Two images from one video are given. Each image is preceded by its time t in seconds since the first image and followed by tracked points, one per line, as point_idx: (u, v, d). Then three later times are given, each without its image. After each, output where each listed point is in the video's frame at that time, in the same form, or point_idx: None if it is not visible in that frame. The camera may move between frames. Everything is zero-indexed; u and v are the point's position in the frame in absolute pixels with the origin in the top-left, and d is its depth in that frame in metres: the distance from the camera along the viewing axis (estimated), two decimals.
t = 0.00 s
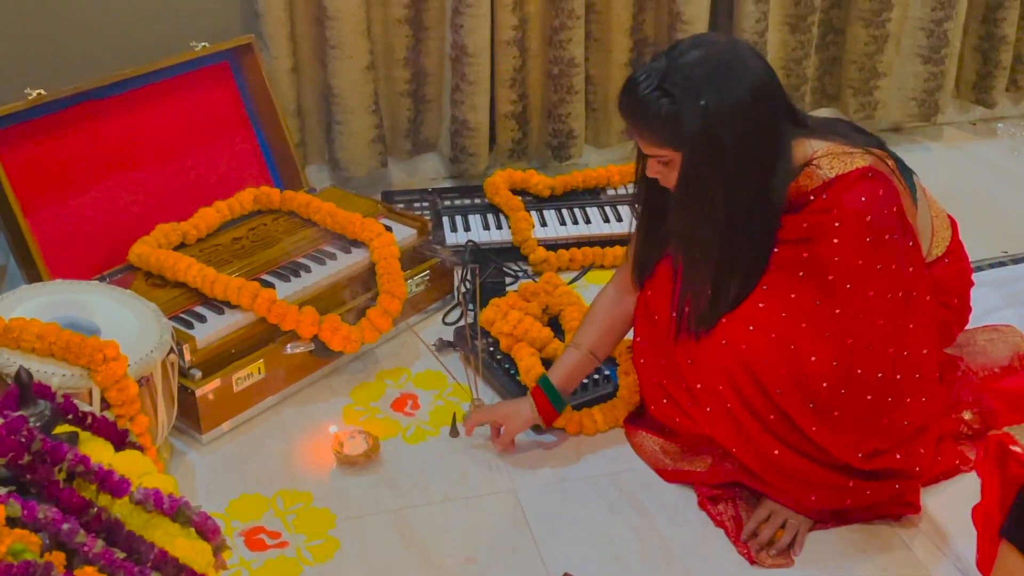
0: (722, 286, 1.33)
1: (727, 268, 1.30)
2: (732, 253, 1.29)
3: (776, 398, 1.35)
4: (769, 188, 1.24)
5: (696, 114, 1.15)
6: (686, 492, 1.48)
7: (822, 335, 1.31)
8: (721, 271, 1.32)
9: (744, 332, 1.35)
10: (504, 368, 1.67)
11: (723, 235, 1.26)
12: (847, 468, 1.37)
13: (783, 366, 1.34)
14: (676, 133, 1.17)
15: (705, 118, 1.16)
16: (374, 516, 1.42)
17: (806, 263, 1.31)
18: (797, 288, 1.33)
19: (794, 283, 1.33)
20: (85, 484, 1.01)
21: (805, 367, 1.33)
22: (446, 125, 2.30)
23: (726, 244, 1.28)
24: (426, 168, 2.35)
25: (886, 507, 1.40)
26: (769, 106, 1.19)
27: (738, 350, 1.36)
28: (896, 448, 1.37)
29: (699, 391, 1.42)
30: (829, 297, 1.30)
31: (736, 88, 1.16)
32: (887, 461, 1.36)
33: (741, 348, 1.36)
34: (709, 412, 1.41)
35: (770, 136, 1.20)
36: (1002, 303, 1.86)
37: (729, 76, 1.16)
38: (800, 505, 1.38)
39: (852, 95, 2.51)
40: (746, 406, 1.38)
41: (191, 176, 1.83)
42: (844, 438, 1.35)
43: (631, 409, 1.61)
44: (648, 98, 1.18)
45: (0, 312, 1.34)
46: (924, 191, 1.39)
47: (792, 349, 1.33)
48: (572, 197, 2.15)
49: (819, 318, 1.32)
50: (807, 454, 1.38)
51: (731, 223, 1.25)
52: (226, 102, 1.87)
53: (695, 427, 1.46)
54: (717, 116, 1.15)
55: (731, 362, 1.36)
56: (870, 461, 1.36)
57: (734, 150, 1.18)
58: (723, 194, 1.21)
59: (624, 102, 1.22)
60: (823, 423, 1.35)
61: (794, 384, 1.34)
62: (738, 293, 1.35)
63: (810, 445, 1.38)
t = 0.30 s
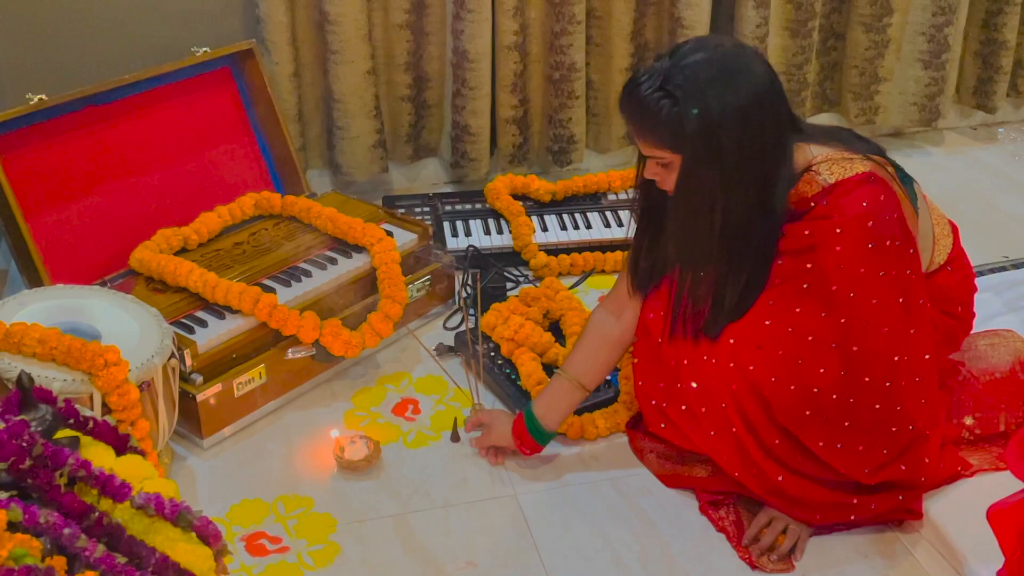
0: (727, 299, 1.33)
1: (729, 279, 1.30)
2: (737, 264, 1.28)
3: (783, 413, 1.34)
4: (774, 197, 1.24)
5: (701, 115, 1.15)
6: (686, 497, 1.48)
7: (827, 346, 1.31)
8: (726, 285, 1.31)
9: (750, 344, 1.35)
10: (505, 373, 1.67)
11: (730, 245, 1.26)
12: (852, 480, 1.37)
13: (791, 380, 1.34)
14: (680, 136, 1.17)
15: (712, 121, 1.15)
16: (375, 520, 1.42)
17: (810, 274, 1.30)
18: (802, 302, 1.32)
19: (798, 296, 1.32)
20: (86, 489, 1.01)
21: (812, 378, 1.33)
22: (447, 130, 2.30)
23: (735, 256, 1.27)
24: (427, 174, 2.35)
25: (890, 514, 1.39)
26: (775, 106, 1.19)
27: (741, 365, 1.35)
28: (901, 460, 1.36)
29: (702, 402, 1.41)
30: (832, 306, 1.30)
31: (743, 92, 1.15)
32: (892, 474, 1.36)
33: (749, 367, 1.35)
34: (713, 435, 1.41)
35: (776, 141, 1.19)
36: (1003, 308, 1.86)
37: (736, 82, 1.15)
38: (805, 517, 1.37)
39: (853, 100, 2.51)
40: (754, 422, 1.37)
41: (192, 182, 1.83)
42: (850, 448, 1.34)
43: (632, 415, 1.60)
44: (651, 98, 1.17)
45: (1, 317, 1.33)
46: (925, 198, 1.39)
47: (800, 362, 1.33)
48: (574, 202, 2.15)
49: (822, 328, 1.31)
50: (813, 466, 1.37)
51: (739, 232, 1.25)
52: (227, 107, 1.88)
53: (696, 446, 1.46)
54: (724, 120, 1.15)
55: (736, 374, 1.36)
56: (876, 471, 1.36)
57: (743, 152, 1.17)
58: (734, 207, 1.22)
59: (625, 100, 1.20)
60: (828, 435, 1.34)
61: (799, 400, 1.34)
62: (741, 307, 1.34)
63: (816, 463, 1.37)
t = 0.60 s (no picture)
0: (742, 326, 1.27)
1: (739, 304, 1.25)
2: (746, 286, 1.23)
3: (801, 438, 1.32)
4: (783, 217, 1.19)
5: (699, 130, 1.10)
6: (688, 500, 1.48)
7: (845, 370, 1.27)
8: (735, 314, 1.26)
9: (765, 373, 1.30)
10: (507, 376, 1.67)
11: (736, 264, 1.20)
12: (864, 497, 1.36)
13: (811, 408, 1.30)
14: (678, 153, 1.13)
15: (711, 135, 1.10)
16: (377, 524, 1.42)
17: (822, 300, 1.24)
18: (818, 330, 1.26)
19: (812, 322, 1.26)
20: (88, 493, 1.01)
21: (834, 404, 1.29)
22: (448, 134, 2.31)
23: (746, 275, 1.22)
24: (428, 177, 2.35)
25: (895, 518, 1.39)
26: (783, 119, 1.14)
27: (754, 395, 1.31)
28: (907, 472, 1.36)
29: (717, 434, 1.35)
30: (847, 332, 1.25)
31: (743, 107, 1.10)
32: (908, 494, 1.37)
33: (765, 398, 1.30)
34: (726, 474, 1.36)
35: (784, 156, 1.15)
36: (1005, 311, 1.85)
37: (738, 95, 1.11)
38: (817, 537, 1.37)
39: (854, 103, 2.51)
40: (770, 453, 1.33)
41: (195, 185, 1.83)
42: (865, 468, 1.33)
43: (634, 417, 1.60)
44: (649, 114, 1.13)
45: (3, 320, 1.34)
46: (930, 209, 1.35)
47: (819, 390, 1.29)
48: (575, 205, 2.15)
49: (836, 353, 1.26)
50: (825, 485, 1.35)
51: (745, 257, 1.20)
52: (229, 110, 1.88)
53: (708, 484, 1.40)
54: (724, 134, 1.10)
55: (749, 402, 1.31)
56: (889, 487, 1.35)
57: (749, 171, 1.12)
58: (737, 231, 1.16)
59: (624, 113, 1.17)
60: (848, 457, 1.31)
61: (813, 426, 1.31)
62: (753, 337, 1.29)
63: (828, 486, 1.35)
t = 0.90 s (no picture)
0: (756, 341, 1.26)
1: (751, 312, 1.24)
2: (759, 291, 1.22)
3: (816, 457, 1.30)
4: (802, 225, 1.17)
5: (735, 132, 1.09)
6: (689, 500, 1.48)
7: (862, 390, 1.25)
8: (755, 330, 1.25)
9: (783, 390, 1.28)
10: (510, 376, 1.67)
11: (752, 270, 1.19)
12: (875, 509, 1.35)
13: (829, 427, 1.28)
14: (713, 155, 1.10)
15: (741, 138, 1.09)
16: (380, 525, 1.42)
17: (842, 316, 1.22)
18: (836, 348, 1.24)
19: (829, 341, 1.24)
20: (92, 493, 1.01)
21: (854, 422, 1.27)
22: (451, 135, 2.31)
23: (765, 288, 1.21)
24: (430, 179, 2.35)
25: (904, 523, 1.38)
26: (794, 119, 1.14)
27: (767, 410, 1.29)
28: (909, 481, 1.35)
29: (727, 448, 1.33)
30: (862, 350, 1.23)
31: (780, 109, 1.09)
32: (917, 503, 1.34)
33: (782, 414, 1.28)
34: (733, 489, 1.35)
35: (805, 163, 1.13)
36: (1008, 312, 1.85)
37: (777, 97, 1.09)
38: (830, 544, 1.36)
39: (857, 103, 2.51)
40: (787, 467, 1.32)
41: (198, 186, 1.83)
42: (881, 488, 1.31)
43: (637, 419, 1.60)
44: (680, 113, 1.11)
45: (7, 321, 1.34)
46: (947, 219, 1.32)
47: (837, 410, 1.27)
48: (578, 206, 2.15)
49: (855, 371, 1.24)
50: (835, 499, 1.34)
51: (765, 262, 1.19)
52: (232, 112, 1.88)
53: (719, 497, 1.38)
54: (751, 138, 1.09)
55: (763, 413, 1.30)
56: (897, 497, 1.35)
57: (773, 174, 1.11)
58: (754, 237, 1.15)
59: (652, 111, 1.15)
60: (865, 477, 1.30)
61: (828, 443, 1.29)
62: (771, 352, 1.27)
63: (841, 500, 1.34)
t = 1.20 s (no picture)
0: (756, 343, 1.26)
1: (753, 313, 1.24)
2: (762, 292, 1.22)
3: (817, 459, 1.29)
4: (808, 227, 1.17)
5: (760, 117, 1.09)
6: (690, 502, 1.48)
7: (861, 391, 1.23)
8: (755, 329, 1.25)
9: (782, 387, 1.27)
10: (512, 378, 1.67)
11: (757, 267, 1.20)
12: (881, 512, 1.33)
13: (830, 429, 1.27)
14: (738, 140, 1.11)
15: (766, 124, 1.09)
16: (380, 527, 1.41)
17: (838, 315, 1.21)
18: (831, 348, 1.23)
19: (827, 340, 1.23)
20: (92, 495, 1.01)
21: (854, 424, 1.25)
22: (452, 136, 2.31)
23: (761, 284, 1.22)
24: (431, 180, 2.35)
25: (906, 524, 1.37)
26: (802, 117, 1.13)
27: (767, 412, 1.29)
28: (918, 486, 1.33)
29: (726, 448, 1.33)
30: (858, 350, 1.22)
31: (806, 100, 1.10)
32: (919, 505, 1.33)
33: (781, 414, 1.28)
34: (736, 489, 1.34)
35: (817, 159, 1.13)
36: (1009, 313, 1.85)
37: (803, 89, 1.10)
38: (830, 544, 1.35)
39: (859, 104, 2.51)
40: (788, 468, 1.31)
41: (199, 187, 1.83)
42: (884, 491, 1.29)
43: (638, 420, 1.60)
44: (703, 96, 1.12)
45: (8, 323, 1.34)
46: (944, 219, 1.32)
47: (838, 413, 1.25)
48: (579, 207, 2.15)
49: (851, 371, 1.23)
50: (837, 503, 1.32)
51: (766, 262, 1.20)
52: (233, 113, 1.88)
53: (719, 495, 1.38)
54: (772, 128, 1.09)
55: (763, 415, 1.29)
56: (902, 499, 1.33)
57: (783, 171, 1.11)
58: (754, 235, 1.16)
59: (673, 96, 1.16)
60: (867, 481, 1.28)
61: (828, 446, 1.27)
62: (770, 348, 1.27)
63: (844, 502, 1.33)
